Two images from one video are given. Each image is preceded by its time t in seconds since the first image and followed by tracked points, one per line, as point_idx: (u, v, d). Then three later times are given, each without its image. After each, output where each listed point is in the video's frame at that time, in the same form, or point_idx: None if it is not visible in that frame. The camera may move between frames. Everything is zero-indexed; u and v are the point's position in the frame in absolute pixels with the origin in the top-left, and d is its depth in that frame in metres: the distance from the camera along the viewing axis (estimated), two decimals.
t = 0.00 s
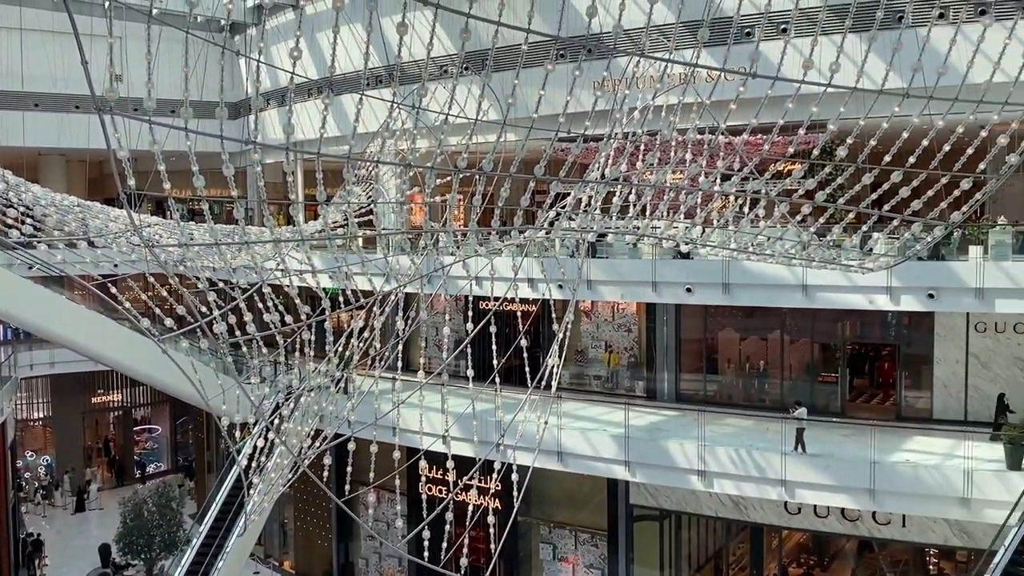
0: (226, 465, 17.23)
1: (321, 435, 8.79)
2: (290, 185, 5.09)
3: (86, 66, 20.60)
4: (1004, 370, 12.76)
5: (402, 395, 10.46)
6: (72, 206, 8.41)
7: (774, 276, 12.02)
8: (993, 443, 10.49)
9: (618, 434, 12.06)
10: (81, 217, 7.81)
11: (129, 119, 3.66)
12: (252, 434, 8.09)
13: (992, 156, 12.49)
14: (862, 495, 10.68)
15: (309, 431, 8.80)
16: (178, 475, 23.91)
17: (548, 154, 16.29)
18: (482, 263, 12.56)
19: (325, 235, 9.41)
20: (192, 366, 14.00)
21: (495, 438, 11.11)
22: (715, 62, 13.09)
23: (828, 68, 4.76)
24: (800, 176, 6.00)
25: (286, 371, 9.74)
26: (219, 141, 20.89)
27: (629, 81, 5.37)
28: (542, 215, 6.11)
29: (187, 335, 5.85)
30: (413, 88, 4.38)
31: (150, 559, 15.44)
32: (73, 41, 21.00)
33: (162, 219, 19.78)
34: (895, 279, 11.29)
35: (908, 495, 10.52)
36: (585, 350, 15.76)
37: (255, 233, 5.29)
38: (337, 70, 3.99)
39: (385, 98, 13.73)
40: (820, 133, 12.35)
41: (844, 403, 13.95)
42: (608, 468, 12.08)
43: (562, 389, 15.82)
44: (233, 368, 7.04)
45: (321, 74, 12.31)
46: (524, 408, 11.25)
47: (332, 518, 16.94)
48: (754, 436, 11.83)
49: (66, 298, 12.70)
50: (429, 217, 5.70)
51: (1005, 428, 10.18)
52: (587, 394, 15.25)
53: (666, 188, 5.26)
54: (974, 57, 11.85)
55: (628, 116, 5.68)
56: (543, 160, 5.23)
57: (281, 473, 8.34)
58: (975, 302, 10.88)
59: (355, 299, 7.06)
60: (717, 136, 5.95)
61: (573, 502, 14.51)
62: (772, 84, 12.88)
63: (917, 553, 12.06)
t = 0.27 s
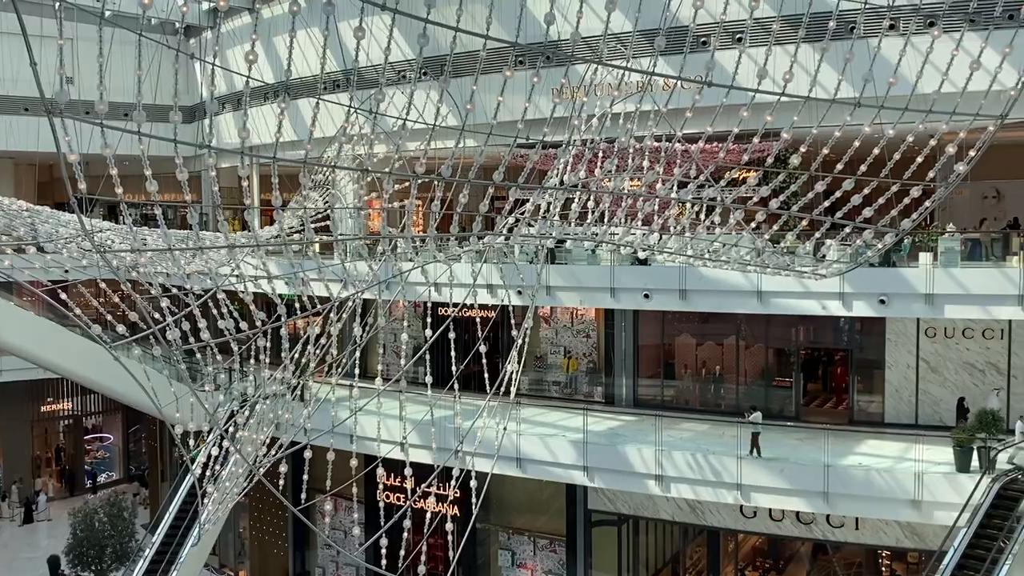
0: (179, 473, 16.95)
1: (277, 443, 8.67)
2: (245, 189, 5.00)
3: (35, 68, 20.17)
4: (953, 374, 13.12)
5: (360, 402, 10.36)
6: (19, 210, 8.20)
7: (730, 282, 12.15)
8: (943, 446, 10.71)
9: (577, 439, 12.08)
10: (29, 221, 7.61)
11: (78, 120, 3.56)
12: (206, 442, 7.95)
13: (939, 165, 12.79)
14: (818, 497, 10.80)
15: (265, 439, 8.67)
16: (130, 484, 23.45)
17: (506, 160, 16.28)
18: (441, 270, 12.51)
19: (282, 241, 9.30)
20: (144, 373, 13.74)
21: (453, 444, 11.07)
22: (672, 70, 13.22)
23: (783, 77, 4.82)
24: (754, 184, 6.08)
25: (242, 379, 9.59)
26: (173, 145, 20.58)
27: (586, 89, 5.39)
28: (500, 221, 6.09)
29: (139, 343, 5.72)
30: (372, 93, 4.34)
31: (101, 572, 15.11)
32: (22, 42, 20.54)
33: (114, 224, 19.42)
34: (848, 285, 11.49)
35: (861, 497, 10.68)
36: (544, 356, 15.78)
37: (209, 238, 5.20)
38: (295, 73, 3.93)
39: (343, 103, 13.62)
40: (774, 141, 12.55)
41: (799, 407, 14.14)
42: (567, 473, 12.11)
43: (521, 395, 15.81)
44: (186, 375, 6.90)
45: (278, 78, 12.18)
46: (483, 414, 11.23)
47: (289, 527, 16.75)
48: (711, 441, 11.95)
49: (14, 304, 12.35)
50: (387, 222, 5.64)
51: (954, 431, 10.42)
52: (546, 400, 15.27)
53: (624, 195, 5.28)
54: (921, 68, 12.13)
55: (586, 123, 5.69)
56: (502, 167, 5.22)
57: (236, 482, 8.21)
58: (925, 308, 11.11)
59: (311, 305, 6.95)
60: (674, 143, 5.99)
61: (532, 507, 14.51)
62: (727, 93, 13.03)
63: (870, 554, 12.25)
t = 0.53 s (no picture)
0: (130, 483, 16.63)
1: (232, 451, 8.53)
2: (199, 194, 4.92)
3: None
4: (903, 379, 13.44)
5: (318, 409, 10.26)
6: None
7: (687, 288, 12.28)
8: (894, 449, 10.91)
9: (536, 445, 12.09)
10: None
11: (25, 123, 3.47)
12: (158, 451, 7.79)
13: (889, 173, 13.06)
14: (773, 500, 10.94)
15: (220, 448, 8.54)
16: (81, 495, 22.96)
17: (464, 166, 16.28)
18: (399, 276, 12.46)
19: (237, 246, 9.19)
20: (95, 380, 13.45)
21: (412, 451, 11.02)
22: (630, 78, 13.34)
23: (737, 87, 4.88)
24: (710, 192, 6.15)
25: (196, 386, 9.45)
26: (125, 150, 20.23)
27: (544, 96, 5.42)
28: (459, 227, 6.07)
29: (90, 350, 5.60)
30: (330, 99, 4.30)
31: None
32: None
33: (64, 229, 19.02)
34: (802, 291, 11.68)
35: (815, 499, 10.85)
36: (503, 362, 15.78)
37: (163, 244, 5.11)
38: (249, 78, 3.87)
39: (300, 107, 13.51)
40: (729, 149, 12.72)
41: (754, 412, 14.33)
42: (526, 479, 12.12)
43: (480, 401, 15.79)
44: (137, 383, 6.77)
45: (234, 82, 12.05)
46: (441, 421, 11.20)
47: (245, 536, 16.52)
48: (668, 446, 12.05)
49: None
50: (345, 228, 5.60)
51: (903, 434, 10.67)
52: (505, 406, 15.28)
53: (582, 202, 5.30)
54: (872, 78, 12.40)
55: (544, 130, 5.70)
56: (460, 173, 5.20)
57: (190, 491, 8.07)
58: (876, 314, 11.34)
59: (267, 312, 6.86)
60: (631, 151, 6.04)
61: (491, 513, 14.50)
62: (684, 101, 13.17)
63: (824, 557, 12.44)
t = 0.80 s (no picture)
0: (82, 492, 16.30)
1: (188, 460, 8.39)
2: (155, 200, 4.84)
3: None
4: (857, 384, 13.70)
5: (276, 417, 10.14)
6: None
7: (646, 294, 12.38)
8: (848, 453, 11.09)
9: (496, 451, 12.08)
10: None
11: None
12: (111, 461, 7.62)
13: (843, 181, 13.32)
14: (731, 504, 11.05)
15: (176, 457, 8.40)
16: (31, 505, 22.44)
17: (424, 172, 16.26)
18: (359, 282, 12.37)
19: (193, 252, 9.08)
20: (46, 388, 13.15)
21: (371, 458, 10.95)
22: (590, 86, 13.44)
23: (694, 96, 4.94)
24: (667, 199, 6.21)
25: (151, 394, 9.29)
26: (79, 153, 19.87)
27: (504, 104, 5.44)
28: (419, 233, 6.05)
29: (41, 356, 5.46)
30: (288, 103, 4.26)
31: None
32: None
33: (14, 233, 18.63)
34: (758, 297, 11.83)
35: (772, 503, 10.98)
36: (463, 368, 15.75)
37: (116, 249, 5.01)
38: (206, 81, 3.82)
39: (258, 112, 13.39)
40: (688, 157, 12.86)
41: (712, 416, 14.48)
42: (486, 485, 12.11)
43: (440, 407, 15.75)
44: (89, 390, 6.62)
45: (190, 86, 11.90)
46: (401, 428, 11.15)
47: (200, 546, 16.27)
48: (628, 451, 12.13)
49: None
50: (303, 234, 5.55)
51: (857, 439, 10.90)
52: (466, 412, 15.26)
53: (542, 208, 5.31)
54: (825, 87, 12.63)
55: (505, 137, 5.71)
56: (420, 179, 5.18)
57: (144, 500, 7.92)
58: (830, 319, 11.53)
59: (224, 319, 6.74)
60: (591, 158, 6.08)
61: (450, 520, 14.47)
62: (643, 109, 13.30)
63: (780, 559, 12.65)
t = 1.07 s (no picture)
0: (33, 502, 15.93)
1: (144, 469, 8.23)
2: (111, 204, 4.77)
3: None
4: (814, 388, 13.91)
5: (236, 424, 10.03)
6: None
7: (608, 300, 12.45)
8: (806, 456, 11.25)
9: (458, 458, 12.07)
10: None
11: None
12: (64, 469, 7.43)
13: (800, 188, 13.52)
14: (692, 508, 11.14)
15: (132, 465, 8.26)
16: None
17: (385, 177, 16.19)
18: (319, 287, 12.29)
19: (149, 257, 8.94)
20: None
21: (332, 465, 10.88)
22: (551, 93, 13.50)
23: (654, 104, 5.00)
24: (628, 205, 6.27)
25: (107, 402, 9.14)
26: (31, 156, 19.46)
27: (465, 110, 5.45)
28: (381, 239, 6.03)
29: None
30: (248, 108, 4.23)
31: None
32: None
33: None
34: (717, 303, 11.95)
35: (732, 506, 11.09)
36: (425, 374, 15.70)
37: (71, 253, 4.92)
38: (164, 84, 3.77)
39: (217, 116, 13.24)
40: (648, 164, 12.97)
41: (673, 421, 14.60)
42: (448, 492, 12.08)
43: (402, 413, 15.69)
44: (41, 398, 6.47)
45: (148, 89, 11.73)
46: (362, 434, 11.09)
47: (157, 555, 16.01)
48: (589, 456, 12.20)
49: None
50: (264, 240, 5.50)
51: (814, 442, 11.07)
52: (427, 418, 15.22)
53: (504, 214, 5.33)
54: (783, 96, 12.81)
55: (467, 142, 5.72)
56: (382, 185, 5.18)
57: (100, 510, 7.78)
58: (788, 325, 11.71)
59: (182, 325, 6.63)
60: (552, 164, 6.11)
61: (412, 527, 14.40)
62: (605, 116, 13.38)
63: (739, 563, 12.78)
